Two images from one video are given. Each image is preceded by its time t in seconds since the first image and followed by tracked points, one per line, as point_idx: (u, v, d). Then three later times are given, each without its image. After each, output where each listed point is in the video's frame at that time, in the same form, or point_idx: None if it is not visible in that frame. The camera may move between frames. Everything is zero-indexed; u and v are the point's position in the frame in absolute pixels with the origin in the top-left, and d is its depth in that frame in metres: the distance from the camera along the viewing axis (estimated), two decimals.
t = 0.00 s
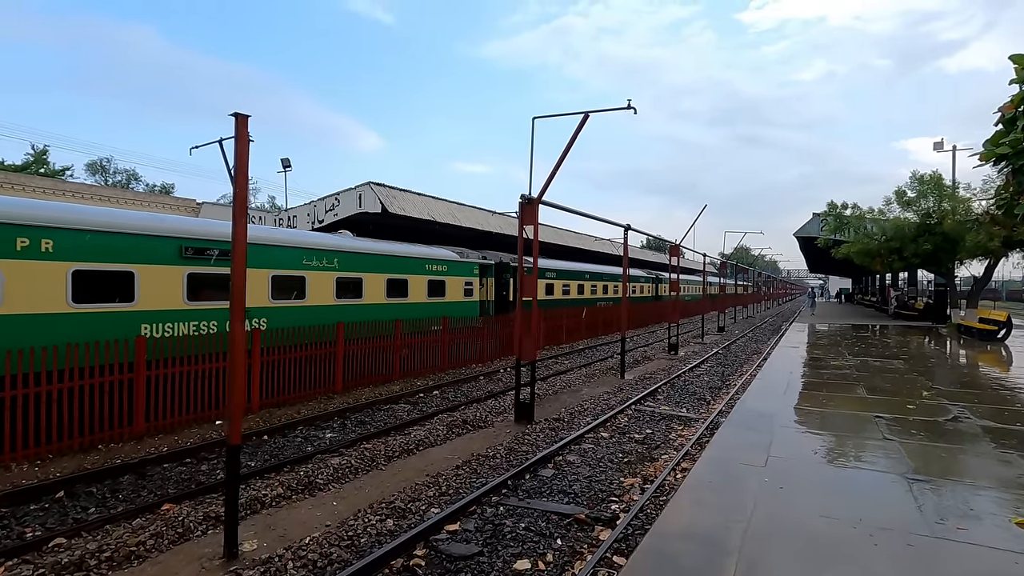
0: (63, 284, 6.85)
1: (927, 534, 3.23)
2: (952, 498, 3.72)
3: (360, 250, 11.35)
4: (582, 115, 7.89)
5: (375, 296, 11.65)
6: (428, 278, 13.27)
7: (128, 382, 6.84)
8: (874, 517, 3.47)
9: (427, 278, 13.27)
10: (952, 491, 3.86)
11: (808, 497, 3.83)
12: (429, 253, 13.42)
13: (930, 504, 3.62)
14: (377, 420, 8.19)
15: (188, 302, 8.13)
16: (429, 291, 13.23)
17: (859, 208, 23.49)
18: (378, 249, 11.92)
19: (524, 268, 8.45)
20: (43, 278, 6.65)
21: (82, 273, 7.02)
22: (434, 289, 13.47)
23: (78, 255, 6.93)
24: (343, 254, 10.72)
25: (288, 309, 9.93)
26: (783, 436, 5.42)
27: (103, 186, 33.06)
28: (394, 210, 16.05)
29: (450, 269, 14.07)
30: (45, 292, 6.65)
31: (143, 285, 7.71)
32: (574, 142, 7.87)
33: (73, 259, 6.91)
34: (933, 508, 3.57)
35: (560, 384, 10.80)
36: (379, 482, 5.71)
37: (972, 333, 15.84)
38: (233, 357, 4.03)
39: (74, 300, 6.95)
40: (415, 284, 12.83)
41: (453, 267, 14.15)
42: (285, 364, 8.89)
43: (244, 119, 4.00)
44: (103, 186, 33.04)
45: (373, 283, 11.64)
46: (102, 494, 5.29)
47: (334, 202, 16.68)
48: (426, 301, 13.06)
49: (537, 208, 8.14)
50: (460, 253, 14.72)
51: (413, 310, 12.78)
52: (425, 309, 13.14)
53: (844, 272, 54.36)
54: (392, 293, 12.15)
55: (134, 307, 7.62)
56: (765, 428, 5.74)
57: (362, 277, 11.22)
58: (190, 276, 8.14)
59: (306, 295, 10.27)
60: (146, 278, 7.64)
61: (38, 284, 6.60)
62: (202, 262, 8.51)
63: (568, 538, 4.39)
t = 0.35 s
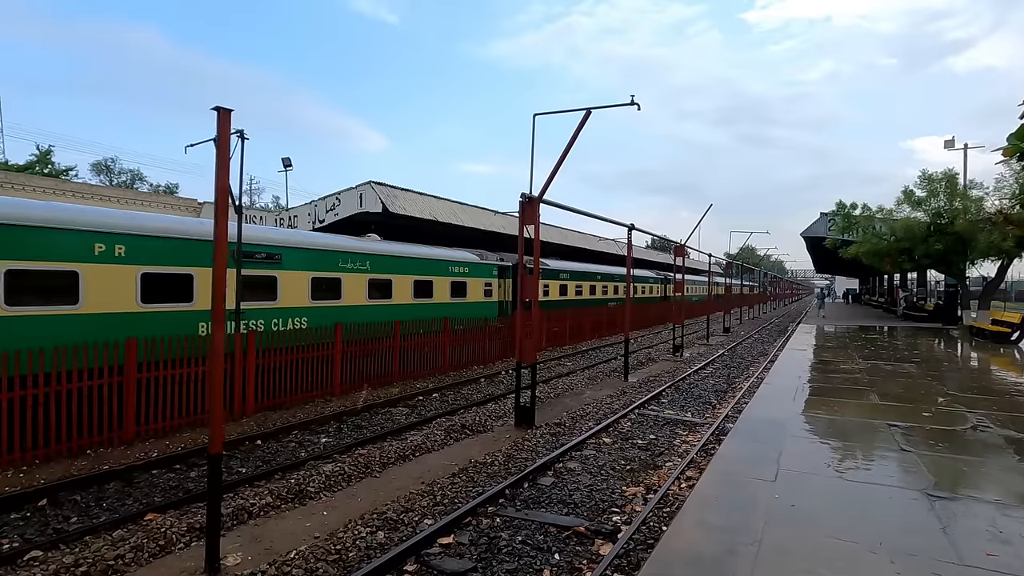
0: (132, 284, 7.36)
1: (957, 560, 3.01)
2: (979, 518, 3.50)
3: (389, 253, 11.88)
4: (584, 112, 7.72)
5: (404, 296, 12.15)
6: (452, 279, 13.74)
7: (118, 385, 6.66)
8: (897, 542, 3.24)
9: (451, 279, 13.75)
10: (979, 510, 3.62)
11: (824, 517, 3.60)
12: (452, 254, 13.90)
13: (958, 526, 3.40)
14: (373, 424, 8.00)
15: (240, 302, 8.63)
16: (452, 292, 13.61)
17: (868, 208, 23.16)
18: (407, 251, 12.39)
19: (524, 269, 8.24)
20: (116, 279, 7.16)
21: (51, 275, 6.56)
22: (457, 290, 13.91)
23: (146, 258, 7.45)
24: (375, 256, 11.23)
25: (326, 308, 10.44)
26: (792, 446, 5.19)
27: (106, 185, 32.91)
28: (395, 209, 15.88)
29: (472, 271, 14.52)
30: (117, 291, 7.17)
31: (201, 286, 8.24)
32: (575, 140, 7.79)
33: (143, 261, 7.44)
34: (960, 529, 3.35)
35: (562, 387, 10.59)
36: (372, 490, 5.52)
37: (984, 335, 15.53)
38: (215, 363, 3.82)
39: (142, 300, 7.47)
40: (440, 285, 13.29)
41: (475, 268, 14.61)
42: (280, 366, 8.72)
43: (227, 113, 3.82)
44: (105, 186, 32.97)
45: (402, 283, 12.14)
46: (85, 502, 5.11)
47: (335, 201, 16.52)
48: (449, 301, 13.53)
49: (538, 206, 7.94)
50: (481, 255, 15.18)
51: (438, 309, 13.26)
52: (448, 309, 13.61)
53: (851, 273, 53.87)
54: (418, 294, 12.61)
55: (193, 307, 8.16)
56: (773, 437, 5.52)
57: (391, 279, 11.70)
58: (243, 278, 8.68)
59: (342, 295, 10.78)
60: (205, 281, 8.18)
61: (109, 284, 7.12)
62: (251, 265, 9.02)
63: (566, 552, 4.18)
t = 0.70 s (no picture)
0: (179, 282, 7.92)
1: None
2: (995, 531, 3.30)
3: (414, 254, 12.41)
4: (581, 105, 7.52)
5: (428, 295, 12.76)
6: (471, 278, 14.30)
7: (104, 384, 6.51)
8: (907, 557, 3.04)
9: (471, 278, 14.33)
10: (994, 523, 3.42)
11: (829, 529, 3.40)
12: (471, 255, 14.47)
13: (973, 540, 3.20)
14: (366, 425, 7.83)
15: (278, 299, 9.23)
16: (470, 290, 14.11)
17: (874, 206, 22.85)
18: (430, 252, 12.99)
19: (520, 268, 8.05)
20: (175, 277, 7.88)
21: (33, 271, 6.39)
22: (475, 289, 14.44)
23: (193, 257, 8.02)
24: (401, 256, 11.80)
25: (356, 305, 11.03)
26: (796, 450, 4.99)
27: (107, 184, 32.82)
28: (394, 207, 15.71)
29: (490, 271, 15.08)
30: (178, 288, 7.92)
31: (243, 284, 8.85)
32: (572, 136, 7.61)
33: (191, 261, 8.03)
34: (974, 544, 3.14)
35: (561, 387, 10.41)
36: (360, 493, 5.35)
37: (993, 335, 15.23)
38: (188, 363, 3.64)
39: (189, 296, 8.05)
40: (460, 284, 13.86)
41: (493, 268, 15.17)
42: (272, 366, 8.56)
43: (200, 102, 3.64)
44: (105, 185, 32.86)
45: (426, 282, 12.75)
46: (63, 506, 4.95)
47: (334, 200, 16.36)
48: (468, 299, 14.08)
49: (534, 203, 7.75)
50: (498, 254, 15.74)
51: (459, 308, 13.85)
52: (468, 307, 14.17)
53: (857, 272, 53.40)
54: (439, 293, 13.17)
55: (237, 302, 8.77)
56: (776, 441, 5.31)
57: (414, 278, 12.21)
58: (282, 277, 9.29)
59: (370, 293, 11.36)
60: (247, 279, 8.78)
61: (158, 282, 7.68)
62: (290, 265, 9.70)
63: (557, 561, 3.99)
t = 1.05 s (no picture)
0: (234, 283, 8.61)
1: None
2: (1009, 552, 3.10)
3: (435, 255, 12.84)
4: (578, 101, 7.35)
5: (450, 295, 13.25)
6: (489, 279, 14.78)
7: (88, 387, 6.35)
8: None
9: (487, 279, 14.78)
10: (1008, 541, 3.22)
11: (834, 549, 3.21)
12: (487, 256, 14.97)
13: (987, 562, 3.00)
14: (357, 429, 7.67)
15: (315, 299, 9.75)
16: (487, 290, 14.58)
17: (877, 205, 22.62)
18: (450, 254, 13.47)
19: (515, 268, 7.83)
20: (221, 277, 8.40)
21: (19, 270, 6.27)
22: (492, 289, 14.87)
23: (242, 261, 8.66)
24: (425, 258, 12.27)
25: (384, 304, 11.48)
26: (798, 459, 4.80)
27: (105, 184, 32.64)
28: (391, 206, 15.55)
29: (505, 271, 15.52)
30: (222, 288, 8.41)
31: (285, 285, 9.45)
32: (569, 133, 7.47)
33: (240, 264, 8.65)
34: (989, 567, 2.95)
35: (559, 389, 10.23)
36: (347, 501, 5.18)
37: (999, 336, 14.99)
38: (158, 368, 3.47)
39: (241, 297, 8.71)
40: (478, 284, 14.34)
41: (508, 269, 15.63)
42: (263, 368, 8.40)
43: (172, 95, 3.48)
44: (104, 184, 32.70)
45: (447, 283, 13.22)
46: (39, 515, 4.79)
47: (330, 198, 16.21)
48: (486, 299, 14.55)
49: (530, 201, 7.57)
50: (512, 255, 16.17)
51: (476, 308, 14.32)
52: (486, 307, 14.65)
53: (860, 272, 53.15)
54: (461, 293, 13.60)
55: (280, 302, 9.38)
56: (777, 448, 5.13)
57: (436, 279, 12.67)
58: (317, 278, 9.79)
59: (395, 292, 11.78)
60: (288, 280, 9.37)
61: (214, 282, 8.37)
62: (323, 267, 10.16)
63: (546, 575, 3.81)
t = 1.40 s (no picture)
0: (275, 282, 9.17)
1: None
2: None
3: (453, 255, 13.36)
4: (575, 93, 7.12)
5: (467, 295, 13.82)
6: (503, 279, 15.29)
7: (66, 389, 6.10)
8: None
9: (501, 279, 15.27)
10: None
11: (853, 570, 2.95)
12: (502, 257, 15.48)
13: None
14: (347, 432, 7.42)
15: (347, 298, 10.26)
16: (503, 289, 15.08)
17: (880, 202, 22.36)
18: (467, 255, 14.05)
19: (509, 266, 7.58)
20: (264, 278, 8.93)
21: None
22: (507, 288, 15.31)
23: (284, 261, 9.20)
24: (444, 258, 12.79)
25: (406, 302, 12.05)
26: (806, 467, 4.55)
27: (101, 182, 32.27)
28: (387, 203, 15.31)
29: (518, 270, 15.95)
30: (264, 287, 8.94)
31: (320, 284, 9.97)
32: (565, 126, 7.24)
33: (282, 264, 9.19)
34: None
35: (557, 390, 10.00)
36: (332, 509, 4.94)
37: (1005, 335, 14.73)
38: (122, 370, 3.23)
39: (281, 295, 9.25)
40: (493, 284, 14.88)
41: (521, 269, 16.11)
42: (251, 369, 8.15)
43: (135, 75, 3.23)
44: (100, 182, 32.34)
45: (465, 283, 13.77)
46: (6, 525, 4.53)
47: (325, 196, 15.96)
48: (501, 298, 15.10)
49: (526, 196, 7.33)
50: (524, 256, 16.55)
51: (491, 307, 14.87)
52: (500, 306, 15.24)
53: (862, 271, 52.88)
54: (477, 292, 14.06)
55: (314, 301, 9.87)
56: (783, 455, 4.89)
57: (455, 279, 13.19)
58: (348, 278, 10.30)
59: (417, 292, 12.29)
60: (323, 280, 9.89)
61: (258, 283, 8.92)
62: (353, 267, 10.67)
63: None
